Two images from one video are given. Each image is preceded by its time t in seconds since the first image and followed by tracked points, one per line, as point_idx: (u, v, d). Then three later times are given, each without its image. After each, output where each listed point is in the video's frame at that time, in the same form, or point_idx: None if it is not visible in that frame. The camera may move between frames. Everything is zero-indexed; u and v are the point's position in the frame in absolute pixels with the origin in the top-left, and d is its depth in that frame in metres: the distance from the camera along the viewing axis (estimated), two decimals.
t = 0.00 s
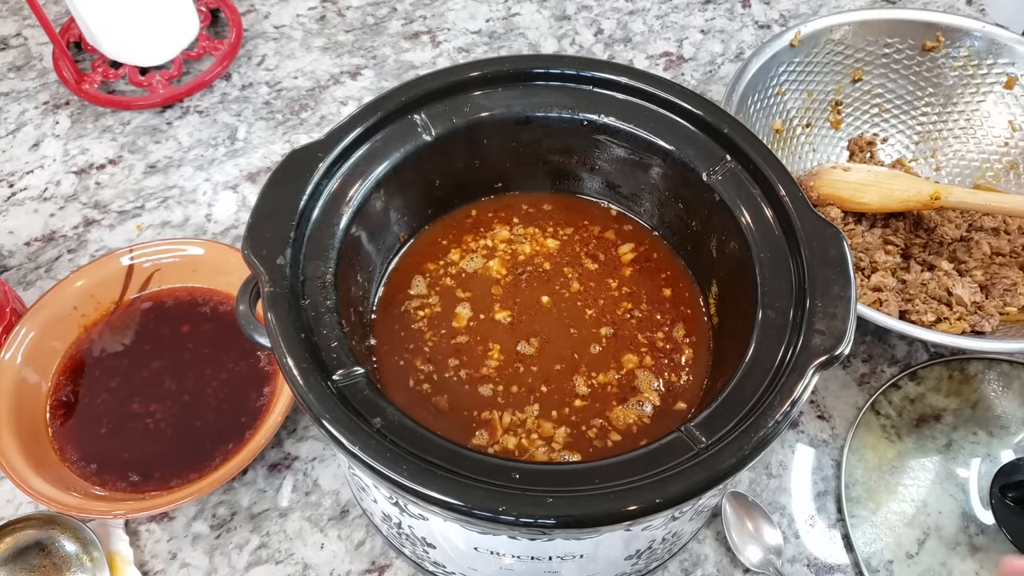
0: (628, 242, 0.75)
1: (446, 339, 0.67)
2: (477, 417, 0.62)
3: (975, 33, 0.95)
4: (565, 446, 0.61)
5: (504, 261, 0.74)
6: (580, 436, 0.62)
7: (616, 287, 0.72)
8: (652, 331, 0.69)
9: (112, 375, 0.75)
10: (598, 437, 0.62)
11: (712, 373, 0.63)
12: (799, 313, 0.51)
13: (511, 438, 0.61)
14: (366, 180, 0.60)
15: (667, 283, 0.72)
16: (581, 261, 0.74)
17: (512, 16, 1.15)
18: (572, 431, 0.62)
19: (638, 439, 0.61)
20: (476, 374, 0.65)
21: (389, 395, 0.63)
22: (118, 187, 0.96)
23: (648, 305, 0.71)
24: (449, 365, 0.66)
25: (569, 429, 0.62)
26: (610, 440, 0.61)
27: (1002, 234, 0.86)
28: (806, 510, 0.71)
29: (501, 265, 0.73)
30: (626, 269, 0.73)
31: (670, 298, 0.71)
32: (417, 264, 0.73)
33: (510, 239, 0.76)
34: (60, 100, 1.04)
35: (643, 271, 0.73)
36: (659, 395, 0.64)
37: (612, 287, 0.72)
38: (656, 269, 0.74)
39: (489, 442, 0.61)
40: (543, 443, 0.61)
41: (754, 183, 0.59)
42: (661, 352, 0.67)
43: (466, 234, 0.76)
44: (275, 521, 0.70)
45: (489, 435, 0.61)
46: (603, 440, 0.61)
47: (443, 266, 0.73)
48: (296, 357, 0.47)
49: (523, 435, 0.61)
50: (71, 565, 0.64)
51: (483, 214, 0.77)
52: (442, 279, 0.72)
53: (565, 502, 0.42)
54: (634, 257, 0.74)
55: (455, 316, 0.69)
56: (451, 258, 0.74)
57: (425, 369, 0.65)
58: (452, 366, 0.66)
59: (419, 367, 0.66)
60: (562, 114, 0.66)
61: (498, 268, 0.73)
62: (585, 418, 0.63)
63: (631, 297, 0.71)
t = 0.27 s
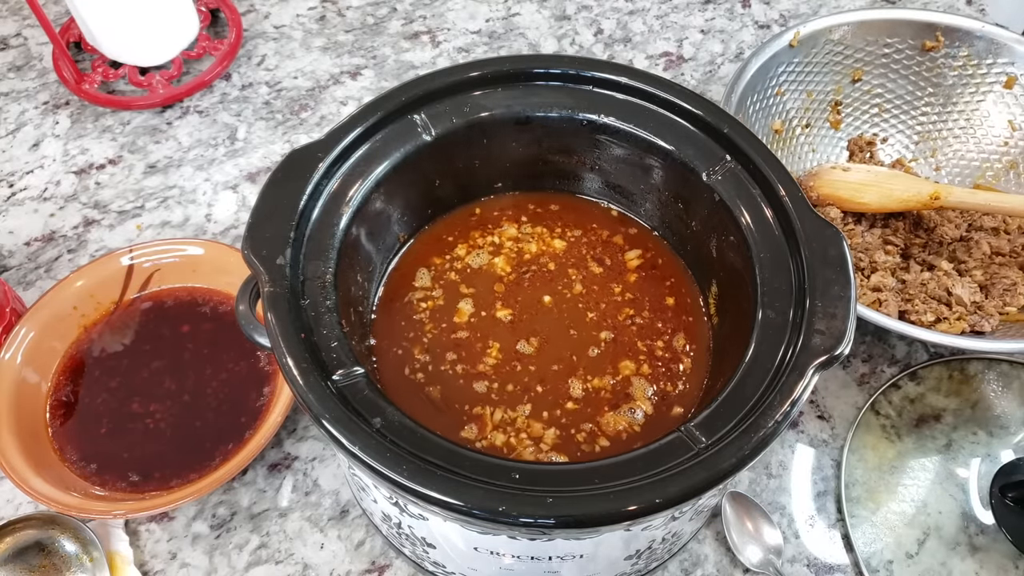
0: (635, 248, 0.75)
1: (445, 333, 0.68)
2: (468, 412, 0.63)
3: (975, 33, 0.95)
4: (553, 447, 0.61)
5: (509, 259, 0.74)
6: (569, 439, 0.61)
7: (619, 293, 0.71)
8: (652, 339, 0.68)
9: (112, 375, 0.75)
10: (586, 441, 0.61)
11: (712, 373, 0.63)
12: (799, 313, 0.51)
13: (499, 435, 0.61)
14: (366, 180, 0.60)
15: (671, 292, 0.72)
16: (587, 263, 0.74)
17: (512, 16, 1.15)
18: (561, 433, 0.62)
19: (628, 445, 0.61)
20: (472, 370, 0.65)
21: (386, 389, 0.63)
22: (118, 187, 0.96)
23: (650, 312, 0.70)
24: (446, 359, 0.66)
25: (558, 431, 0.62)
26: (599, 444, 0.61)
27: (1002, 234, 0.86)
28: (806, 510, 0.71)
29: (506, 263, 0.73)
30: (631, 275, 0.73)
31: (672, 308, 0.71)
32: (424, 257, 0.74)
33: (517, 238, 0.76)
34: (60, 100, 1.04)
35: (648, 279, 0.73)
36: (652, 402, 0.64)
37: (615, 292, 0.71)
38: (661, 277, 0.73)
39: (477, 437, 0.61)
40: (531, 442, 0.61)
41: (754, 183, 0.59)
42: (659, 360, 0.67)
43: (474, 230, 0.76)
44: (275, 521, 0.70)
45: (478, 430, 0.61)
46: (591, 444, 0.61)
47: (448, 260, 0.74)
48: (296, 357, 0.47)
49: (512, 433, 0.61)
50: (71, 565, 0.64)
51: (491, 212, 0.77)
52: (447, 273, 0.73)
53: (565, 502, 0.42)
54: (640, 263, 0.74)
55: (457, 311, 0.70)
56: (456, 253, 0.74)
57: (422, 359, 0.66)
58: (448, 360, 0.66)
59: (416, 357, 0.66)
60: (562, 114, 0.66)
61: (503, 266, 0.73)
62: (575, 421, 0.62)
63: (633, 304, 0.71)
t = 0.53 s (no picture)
0: (642, 255, 0.75)
1: (445, 326, 0.68)
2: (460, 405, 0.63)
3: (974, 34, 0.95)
4: (541, 448, 0.61)
5: (515, 257, 0.74)
6: (557, 441, 0.61)
7: (622, 298, 0.71)
8: (652, 347, 0.68)
9: (112, 375, 0.75)
10: (574, 445, 0.61)
11: (712, 372, 0.63)
12: (799, 313, 0.51)
13: (489, 431, 0.61)
14: (365, 180, 0.60)
15: (674, 300, 0.71)
16: (592, 265, 0.73)
17: (512, 16, 1.15)
18: (551, 434, 0.62)
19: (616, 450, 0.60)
20: (469, 366, 0.66)
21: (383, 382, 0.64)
22: (118, 187, 0.96)
23: (652, 320, 0.70)
24: (444, 352, 0.66)
25: (547, 432, 0.62)
26: (586, 448, 0.61)
27: (1002, 234, 0.86)
28: (806, 510, 0.71)
29: (511, 261, 0.74)
30: (636, 281, 0.72)
31: (674, 316, 0.70)
32: (430, 250, 0.74)
33: (524, 237, 0.76)
34: (60, 100, 1.04)
35: (652, 286, 0.72)
36: (645, 410, 0.63)
37: (618, 297, 0.71)
38: (666, 285, 0.72)
39: (467, 430, 0.61)
40: (519, 442, 0.61)
41: (754, 183, 0.59)
42: (656, 368, 0.66)
43: (482, 227, 0.76)
44: (275, 521, 0.70)
45: (468, 423, 0.62)
46: (579, 448, 0.61)
47: (454, 254, 0.74)
48: (296, 357, 0.47)
49: (502, 431, 0.61)
50: (70, 565, 0.64)
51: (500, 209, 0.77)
52: (452, 268, 0.73)
53: (565, 502, 0.42)
54: (645, 270, 0.73)
55: (459, 306, 0.70)
56: (463, 248, 0.75)
57: (419, 349, 0.67)
58: (445, 353, 0.66)
59: (414, 346, 0.67)
60: (562, 114, 0.66)
61: (508, 263, 0.73)
62: (565, 424, 0.62)
63: (635, 310, 0.70)
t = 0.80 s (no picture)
0: (648, 261, 0.74)
1: (446, 321, 0.69)
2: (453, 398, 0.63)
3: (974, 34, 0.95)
4: (530, 447, 0.61)
5: (521, 255, 0.74)
6: (545, 442, 0.61)
7: (624, 303, 0.70)
8: (650, 356, 0.67)
9: (112, 375, 0.75)
10: (563, 447, 0.61)
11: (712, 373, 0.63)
12: (799, 313, 0.51)
13: (479, 426, 0.62)
14: (365, 180, 0.60)
15: (677, 310, 0.71)
16: (598, 268, 0.73)
17: (512, 16, 1.15)
18: (540, 434, 0.61)
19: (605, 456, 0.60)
20: (466, 361, 0.66)
21: (380, 376, 0.64)
22: (118, 187, 0.96)
23: (653, 327, 0.69)
24: (443, 346, 0.67)
25: (537, 432, 0.61)
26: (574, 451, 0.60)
27: (1002, 234, 0.86)
28: (806, 510, 0.71)
29: (517, 260, 0.74)
30: (640, 288, 0.72)
31: (676, 326, 0.69)
32: (438, 244, 0.75)
33: (532, 237, 0.76)
34: (60, 100, 1.04)
35: (656, 293, 0.72)
36: (637, 417, 0.63)
37: (621, 303, 0.70)
38: (670, 293, 0.72)
39: (456, 424, 0.62)
40: (508, 440, 0.61)
41: (754, 183, 0.59)
42: (652, 376, 0.65)
43: (490, 225, 0.77)
44: (275, 521, 0.70)
45: (459, 416, 0.62)
46: (567, 450, 0.61)
47: (461, 249, 0.75)
48: (296, 357, 0.47)
49: (492, 428, 0.62)
50: (70, 565, 0.64)
51: (509, 207, 0.78)
52: (458, 263, 0.74)
53: (565, 502, 0.42)
54: (651, 277, 0.73)
55: (462, 301, 0.70)
56: (469, 244, 0.75)
57: (418, 338, 0.67)
58: (444, 347, 0.67)
59: (413, 336, 0.68)
60: (562, 114, 0.66)
61: (513, 262, 0.74)
62: (555, 427, 0.62)
63: (637, 316, 0.70)
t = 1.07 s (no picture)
0: (654, 268, 0.73)
1: (447, 315, 0.69)
2: (447, 391, 0.64)
3: (974, 33, 0.95)
4: (518, 446, 0.61)
5: (526, 254, 0.74)
6: (534, 442, 0.61)
7: (626, 309, 0.70)
8: (648, 363, 0.66)
9: (112, 375, 0.75)
10: (551, 448, 0.61)
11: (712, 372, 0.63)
12: (799, 314, 0.51)
13: (469, 420, 0.62)
14: (365, 180, 0.60)
15: (679, 318, 0.70)
16: (603, 271, 0.73)
17: (512, 16, 1.15)
18: (530, 434, 0.61)
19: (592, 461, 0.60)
20: (464, 356, 0.66)
21: (379, 366, 0.65)
22: (118, 187, 0.96)
23: (653, 335, 0.68)
24: (442, 339, 0.68)
25: (527, 432, 0.62)
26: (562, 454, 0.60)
27: (1002, 234, 0.86)
28: (806, 510, 0.71)
29: (522, 258, 0.74)
30: (644, 295, 0.71)
31: (676, 335, 0.69)
32: (444, 238, 0.75)
33: (539, 236, 0.76)
34: (60, 100, 1.04)
35: (658, 301, 0.71)
36: (629, 423, 0.62)
37: (622, 308, 0.70)
38: (672, 301, 0.71)
39: (447, 417, 0.62)
40: (497, 437, 0.61)
41: (754, 183, 0.59)
42: (647, 384, 0.65)
43: (497, 222, 0.77)
44: (275, 521, 0.70)
45: (451, 409, 0.63)
46: (555, 452, 0.61)
47: (468, 245, 0.75)
48: (296, 357, 0.47)
49: (484, 424, 0.62)
50: (70, 565, 0.64)
51: (518, 205, 0.78)
52: (463, 259, 0.74)
53: (565, 502, 0.42)
54: (655, 284, 0.72)
55: (465, 297, 0.71)
56: (476, 240, 0.75)
57: (418, 329, 0.68)
58: (442, 341, 0.67)
59: (414, 326, 0.68)
60: (562, 114, 0.66)
61: (518, 260, 0.74)
62: (545, 428, 0.62)
63: (638, 323, 0.69)
